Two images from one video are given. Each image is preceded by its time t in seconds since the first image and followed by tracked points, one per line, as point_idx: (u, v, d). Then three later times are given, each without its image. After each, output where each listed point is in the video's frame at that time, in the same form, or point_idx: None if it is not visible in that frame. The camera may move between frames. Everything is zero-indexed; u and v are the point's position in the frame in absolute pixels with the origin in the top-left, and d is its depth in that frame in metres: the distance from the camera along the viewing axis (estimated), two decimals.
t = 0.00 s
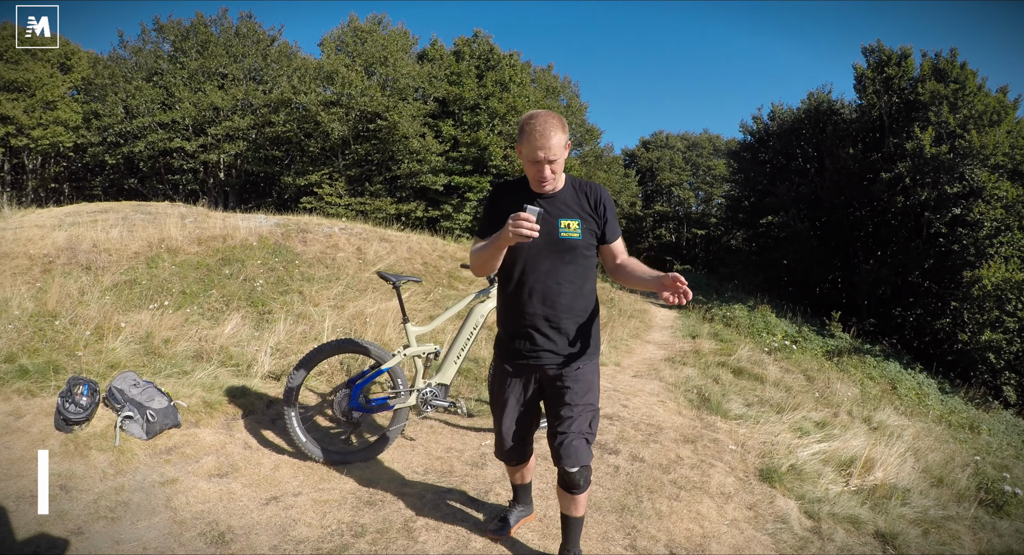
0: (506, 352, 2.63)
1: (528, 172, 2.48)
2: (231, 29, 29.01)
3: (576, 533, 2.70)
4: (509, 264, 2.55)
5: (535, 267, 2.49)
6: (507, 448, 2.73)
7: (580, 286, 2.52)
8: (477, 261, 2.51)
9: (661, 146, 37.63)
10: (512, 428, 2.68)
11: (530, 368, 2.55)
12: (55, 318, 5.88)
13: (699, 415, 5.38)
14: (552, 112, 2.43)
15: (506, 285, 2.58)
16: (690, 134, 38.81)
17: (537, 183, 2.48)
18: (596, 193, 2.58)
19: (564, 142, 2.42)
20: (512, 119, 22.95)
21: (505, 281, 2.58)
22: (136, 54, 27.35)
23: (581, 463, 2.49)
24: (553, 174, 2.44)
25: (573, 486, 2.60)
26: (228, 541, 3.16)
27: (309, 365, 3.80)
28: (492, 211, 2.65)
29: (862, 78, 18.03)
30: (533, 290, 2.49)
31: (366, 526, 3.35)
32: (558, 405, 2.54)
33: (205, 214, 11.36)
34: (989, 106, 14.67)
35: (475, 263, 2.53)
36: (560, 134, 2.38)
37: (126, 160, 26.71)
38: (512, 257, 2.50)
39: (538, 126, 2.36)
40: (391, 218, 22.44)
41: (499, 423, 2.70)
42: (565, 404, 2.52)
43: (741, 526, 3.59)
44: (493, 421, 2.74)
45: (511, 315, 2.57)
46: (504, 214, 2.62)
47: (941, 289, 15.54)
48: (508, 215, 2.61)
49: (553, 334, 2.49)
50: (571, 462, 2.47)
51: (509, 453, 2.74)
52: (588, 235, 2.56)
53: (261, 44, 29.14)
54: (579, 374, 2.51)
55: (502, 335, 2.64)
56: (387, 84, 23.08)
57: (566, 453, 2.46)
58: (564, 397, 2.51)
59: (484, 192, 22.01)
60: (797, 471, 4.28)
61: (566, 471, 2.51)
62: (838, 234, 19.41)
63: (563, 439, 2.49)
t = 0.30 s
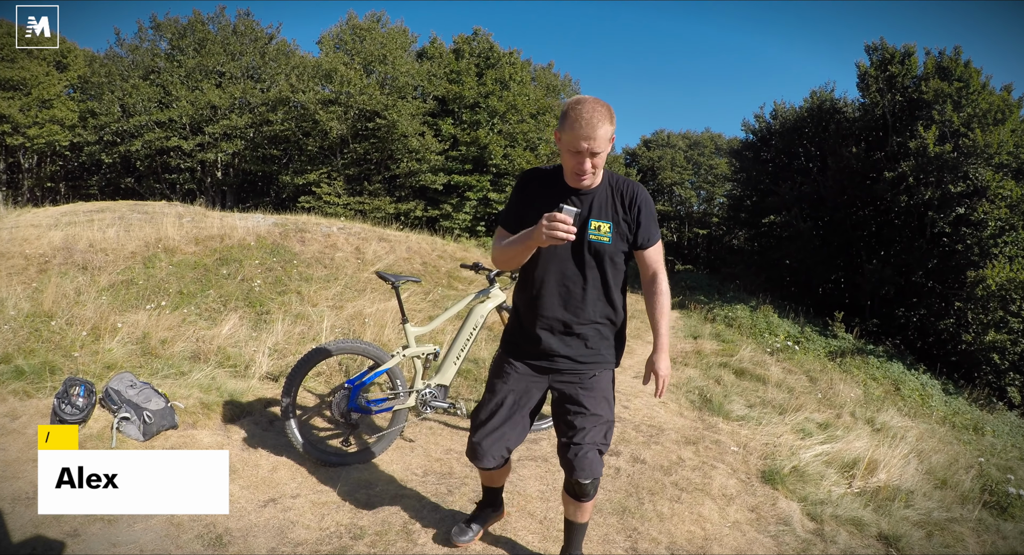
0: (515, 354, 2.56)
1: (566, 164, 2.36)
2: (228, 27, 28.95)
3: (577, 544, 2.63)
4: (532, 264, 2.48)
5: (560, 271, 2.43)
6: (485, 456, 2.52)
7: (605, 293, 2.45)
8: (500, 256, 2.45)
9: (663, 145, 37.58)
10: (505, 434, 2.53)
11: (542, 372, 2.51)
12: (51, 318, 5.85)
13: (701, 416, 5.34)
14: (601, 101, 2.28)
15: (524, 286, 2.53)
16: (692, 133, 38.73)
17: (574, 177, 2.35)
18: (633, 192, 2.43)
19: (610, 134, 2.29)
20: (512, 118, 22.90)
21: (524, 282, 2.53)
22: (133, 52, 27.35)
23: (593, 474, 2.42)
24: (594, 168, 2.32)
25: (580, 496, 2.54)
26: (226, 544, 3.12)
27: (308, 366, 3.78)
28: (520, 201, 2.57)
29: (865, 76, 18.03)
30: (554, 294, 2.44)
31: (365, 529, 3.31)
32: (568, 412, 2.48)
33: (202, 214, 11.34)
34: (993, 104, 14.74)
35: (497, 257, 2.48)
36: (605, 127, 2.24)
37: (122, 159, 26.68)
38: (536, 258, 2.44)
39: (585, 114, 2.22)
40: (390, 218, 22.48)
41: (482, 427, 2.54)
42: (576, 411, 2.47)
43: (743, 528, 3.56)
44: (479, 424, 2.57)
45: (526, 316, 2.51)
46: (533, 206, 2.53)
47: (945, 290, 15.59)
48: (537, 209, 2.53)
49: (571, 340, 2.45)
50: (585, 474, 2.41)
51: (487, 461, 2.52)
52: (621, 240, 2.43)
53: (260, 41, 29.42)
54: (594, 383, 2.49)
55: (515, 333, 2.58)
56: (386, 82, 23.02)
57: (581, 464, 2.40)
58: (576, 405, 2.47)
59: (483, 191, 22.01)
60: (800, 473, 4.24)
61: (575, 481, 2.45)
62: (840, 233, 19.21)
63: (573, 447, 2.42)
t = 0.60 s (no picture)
0: (518, 359, 2.45)
1: (598, 169, 2.22)
2: (226, 25, 28.89)
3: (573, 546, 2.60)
4: (545, 267, 2.35)
5: (574, 277, 2.31)
6: (492, 465, 2.49)
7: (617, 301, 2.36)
8: (513, 256, 2.26)
9: (664, 144, 37.51)
10: (507, 440, 2.47)
11: (546, 377, 2.43)
12: (48, 318, 5.82)
13: (702, 417, 5.30)
14: (645, 108, 2.14)
15: (534, 289, 2.40)
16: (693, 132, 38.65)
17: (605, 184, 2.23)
18: (658, 205, 2.39)
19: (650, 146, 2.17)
20: (512, 116, 22.90)
21: (535, 284, 2.40)
22: (130, 50, 27.35)
23: (593, 478, 2.40)
24: (627, 179, 2.20)
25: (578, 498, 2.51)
26: (223, 546, 3.08)
27: (305, 368, 3.73)
28: (539, 197, 2.38)
29: (869, 75, 17.86)
30: (565, 299, 2.33)
31: (363, 531, 3.28)
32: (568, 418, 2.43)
33: (199, 213, 11.33)
34: (998, 103, 14.64)
35: (509, 257, 2.28)
36: (647, 138, 2.11)
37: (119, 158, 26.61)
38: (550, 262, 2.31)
39: (629, 121, 2.08)
40: (389, 217, 22.47)
41: (485, 433, 2.46)
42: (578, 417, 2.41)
43: (745, 530, 3.52)
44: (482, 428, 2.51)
45: (534, 321, 2.40)
46: (554, 205, 2.36)
47: (949, 290, 15.60)
48: (558, 208, 2.37)
49: (579, 348, 2.37)
50: (584, 479, 2.39)
51: (493, 470, 2.50)
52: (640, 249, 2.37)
53: (258, 39, 29.17)
54: (598, 389, 2.43)
55: (518, 335, 2.46)
56: (385, 80, 22.95)
57: (581, 468, 2.38)
58: (578, 411, 2.41)
59: (483, 191, 22.04)
60: (802, 475, 4.20)
61: (574, 482, 2.42)
62: (843, 233, 19.11)
63: (572, 451, 2.40)
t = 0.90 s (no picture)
0: (524, 365, 2.35)
1: (601, 155, 2.20)
2: (223, 23, 28.93)
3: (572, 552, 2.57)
4: (543, 263, 2.27)
5: (575, 273, 2.24)
6: (540, 484, 2.36)
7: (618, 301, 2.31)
8: (512, 249, 2.17)
9: (665, 142, 37.45)
10: (530, 454, 2.35)
11: (551, 383, 2.34)
12: (43, 318, 5.78)
13: (704, 418, 5.27)
14: (649, 97, 2.17)
15: (533, 290, 2.32)
16: (694, 131, 38.60)
17: (608, 171, 2.20)
18: (657, 202, 2.35)
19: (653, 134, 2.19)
20: (512, 115, 23.04)
21: (534, 284, 2.32)
22: (127, 49, 27.36)
23: (594, 490, 2.38)
24: (629, 166, 2.19)
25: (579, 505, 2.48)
26: (220, 549, 3.05)
27: (303, 369, 3.70)
28: (537, 191, 2.32)
29: (872, 73, 17.86)
30: (568, 297, 2.26)
31: (362, 533, 3.24)
32: (575, 425, 2.37)
33: (196, 213, 11.30)
34: (1002, 102, 14.68)
35: (507, 252, 2.19)
36: (650, 123, 2.13)
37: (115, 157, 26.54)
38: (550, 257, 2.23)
39: (633, 105, 2.11)
40: (388, 216, 22.46)
41: (525, 456, 2.35)
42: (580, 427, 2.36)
43: (748, 532, 3.48)
44: (515, 451, 2.39)
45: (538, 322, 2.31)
46: (554, 199, 2.30)
47: (953, 290, 15.45)
48: (556, 202, 2.31)
49: (584, 349, 2.31)
50: (587, 489, 2.37)
51: (541, 489, 2.37)
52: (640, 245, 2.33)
53: (254, 36, 29.58)
54: (603, 394, 2.38)
55: (520, 338, 2.37)
56: (384, 79, 22.91)
57: (583, 479, 2.36)
58: (580, 417, 2.35)
59: (482, 191, 22.15)
60: (805, 477, 4.16)
61: (577, 495, 2.41)
62: (846, 233, 19.15)
63: (575, 461, 2.37)
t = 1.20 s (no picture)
0: (512, 363, 2.21)
1: (572, 141, 2.15)
2: (221, 21, 28.90)
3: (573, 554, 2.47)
4: (533, 257, 2.17)
5: (565, 263, 2.12)
6: (498, 488, 2.17)
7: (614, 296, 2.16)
8: (500, 247, 2.08)
9: (667, 141, 37.46)
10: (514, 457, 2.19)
11: (542, 385, 2.19)
12: (40, 319, 5.75)
13: (705, 419, 5.24)
14: (606, 74, 2.17)
15: (524, 284, 2.21)
16: (695, 130, 38.55)
17: (580, 154, 2.14)
18: (643, 184, 2.20)
19: (619, 111, 2.15)
20: (512, 114, 23.17)
21: (524, 279, 2.21)
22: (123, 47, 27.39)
23: (594, 496, 2.29)
24: (601, 144, 2.12)
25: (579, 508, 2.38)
26: (217, 551, 3.01)
27: (301, 369, 3.66)
28: (521, 194, 2.26)
29: (875, 71, 17.84)
30: (560, 289, 2.13)
31: (361, 536, 3.20)
32: (571, 429, 2.21)
33: (194, 212, 11.27)
34: (1005, 99, 14.56)
35: (495, 252, 2.10)
36: (612, 95, 2.10)
37: (111, 157, 26.44)
38: (539, 247, 2.13)
39: (589, 83, 2.11)
40: (387, 216, 22.41)
41: (489, 455, 2.18)
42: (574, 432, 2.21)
43: (750, 535, 3.45)
44: (483, 447, 2.23)
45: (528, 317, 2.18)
46: (539, 196, 2.23)
47: (956, 290, 15.43)
48: (543, 198, 2.24)
49: (577, 346, 2.15)
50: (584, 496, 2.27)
51: (500, 495, 2.16)
52: (633, 232, 2.18)
53: (252, 35, 29.37)
54: (601, 399, 2.21)
55: (511, 338, 2.24)
56: (383, 77, 22.85)
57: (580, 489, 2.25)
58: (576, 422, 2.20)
59: (482, 190, 22.25)
60: (808, 479, 4.12)
61: (575, 501, 2.31)
62: (849, 233, 19.11)
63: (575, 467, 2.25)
